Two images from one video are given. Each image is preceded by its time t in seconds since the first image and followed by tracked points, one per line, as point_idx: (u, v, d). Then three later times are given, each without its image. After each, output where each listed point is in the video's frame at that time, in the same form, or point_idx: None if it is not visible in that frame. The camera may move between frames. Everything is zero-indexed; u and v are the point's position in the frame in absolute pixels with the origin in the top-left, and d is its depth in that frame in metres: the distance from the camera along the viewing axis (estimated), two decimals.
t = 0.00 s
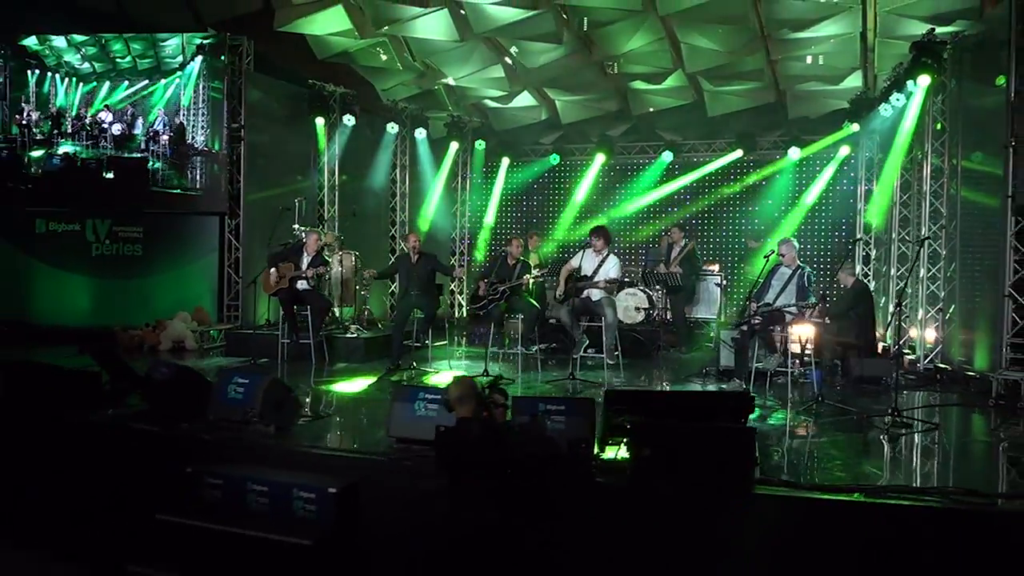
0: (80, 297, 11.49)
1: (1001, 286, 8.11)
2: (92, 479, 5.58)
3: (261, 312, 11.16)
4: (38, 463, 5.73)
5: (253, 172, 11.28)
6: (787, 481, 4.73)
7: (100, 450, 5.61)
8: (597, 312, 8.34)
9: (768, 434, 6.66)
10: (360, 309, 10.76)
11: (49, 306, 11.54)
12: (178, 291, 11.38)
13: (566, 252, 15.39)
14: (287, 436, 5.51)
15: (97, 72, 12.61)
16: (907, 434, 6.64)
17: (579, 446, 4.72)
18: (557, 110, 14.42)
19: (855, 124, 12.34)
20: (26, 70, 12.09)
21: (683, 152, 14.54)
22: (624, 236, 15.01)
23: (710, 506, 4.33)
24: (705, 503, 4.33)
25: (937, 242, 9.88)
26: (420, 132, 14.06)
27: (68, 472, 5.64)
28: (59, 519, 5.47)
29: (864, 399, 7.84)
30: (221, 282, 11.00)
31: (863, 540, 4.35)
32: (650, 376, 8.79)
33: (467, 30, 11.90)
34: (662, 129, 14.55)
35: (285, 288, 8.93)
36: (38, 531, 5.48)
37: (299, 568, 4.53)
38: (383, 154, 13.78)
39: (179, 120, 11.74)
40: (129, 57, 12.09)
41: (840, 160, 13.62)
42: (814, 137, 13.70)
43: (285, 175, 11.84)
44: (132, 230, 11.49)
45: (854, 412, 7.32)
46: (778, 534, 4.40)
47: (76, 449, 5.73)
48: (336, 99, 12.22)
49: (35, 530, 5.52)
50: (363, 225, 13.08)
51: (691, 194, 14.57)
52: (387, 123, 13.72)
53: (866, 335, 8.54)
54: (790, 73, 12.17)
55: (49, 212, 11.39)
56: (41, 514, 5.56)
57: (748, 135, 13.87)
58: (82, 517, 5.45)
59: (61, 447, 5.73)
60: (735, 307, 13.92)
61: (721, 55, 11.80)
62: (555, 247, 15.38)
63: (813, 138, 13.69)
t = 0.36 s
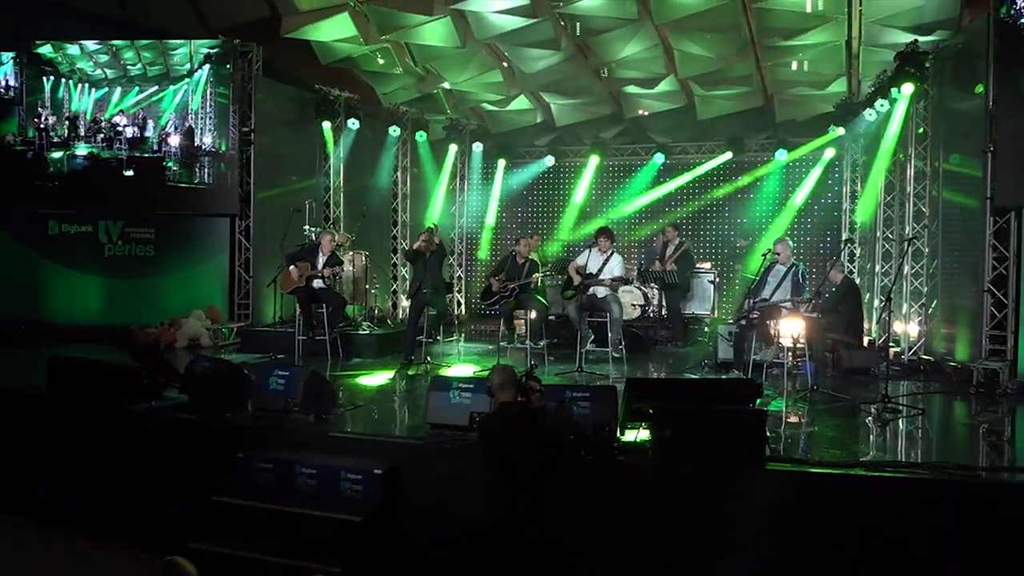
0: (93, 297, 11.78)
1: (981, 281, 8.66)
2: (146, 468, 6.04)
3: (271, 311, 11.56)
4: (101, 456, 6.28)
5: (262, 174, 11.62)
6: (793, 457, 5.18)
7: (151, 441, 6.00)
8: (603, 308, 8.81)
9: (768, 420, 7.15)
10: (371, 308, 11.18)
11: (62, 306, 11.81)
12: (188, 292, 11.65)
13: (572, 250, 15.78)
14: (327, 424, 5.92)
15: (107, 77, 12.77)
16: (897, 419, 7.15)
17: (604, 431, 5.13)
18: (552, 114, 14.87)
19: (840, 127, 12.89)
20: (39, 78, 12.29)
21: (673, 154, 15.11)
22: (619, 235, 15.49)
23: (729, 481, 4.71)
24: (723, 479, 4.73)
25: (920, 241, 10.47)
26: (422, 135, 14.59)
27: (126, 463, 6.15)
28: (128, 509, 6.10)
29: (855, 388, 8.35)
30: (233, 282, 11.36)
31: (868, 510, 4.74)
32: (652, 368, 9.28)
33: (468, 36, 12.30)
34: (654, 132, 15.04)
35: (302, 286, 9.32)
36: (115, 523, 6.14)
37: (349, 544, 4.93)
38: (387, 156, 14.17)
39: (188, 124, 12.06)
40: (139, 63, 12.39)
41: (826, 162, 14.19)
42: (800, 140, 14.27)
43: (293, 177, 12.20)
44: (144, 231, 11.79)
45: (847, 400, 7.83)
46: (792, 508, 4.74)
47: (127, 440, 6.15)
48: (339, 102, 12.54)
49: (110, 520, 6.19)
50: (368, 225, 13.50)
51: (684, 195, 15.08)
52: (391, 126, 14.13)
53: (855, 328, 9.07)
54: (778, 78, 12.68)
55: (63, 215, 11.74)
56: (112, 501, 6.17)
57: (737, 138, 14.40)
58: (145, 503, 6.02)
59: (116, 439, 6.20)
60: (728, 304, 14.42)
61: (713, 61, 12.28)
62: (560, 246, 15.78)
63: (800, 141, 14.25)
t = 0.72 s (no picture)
0: (102, 296, 12.09)
1: (955, 278, 9.26)
2: (184, 457, 6.43)
3: (277, 309, 11.94)
4: (137, 444, 6.65)
5: (270, 177, 12.00)
6: (789, 436, 5.69)
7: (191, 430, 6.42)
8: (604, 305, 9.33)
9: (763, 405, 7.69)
10: (376, 307, 11.49)
11: (72, 305, 12.11)
12: (198, 289, 12.03)
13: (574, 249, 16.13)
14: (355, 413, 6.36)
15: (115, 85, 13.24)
16: (880, 405, 7.72)
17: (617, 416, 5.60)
18: (544, 117, 15.33)
19: (822, 131, 13.47)
20: (47, 85, 12.41)
21: (663, 157, 15.61)
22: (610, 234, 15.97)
23: (733, 460, 5.18)
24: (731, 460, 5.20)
25: (899, 241, 11.05)
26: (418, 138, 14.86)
27: (164, 452, 6.53)
28: (165, 495, 6.42)
29: (840, 377, 8.91)
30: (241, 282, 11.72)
31: (859, 484, 5.23)
32: (647, 359, 9.82)
33: (467, 43, 12.74)
34: (643, 135, 15.55)
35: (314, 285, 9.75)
36: (150, 508, 6.44)
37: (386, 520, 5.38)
38: (386, 159, 14.51)
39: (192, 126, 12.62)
40: (145, 70, 13.02)
41: (808, 164, 14.78)
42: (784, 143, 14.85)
43: (298, 178, 12.59)
44: (152, 232, 12.13)
45: (833, 388, 8.37)
46: (789, 481, 5.27)
47: (166, 429, 6.54)
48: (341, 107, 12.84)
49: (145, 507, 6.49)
50: (367, 227, 13.91)
51: (673, 197, 15.59)
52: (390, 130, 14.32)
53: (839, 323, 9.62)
54: (763, 84, 13.24)
55: (74, 216, 12.01)
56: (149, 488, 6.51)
57: (723, 141, 14.99)
58: (182, 490, 6.38)
59: (153, 428, 6.58)
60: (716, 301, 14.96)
61: (702, 68, 12.81)
62: (560, 247, 16.18)
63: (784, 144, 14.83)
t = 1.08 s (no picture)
0: (111, 296, 12.51)
1: (929, 274, 9.85)
2: (214, 444, 6.91)
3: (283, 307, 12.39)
4: (167, 433, 7.07)
5: (273, 179, 12.40)
6: (777, 419, 6.23)
7: (220, 418, 6.88)
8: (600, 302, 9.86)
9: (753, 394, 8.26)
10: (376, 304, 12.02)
11: (81, 305, 12.54)
12: (204, 288, 12.46)
13: (573, 248, 16.64)
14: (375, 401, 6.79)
15: (122, 90, 12.91)
16: (859, 393, 8.30)
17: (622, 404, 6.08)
18: (535, 120, 15.80)
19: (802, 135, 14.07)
20: (61, 89, 12.72)
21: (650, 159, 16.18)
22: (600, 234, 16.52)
23: (724, 442, 5.58)
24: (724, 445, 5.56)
25: (876, 240, 11.68)
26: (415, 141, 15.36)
27: (194, 439, 7.00)
28: (196, 482, 6.91)
29: (821, 367, 9.51)
30: (247, 281, 12.15)
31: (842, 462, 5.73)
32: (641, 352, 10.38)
33: (462, 50, 13.19)
34: (631, 138, 16.11)
35: (323, 284, 10.19)
36: (183, 493, 6.91)
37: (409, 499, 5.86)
38: (384, 161, 14.98)
39: (195, 132, 12.52)
40: (150, 77, 12.65)
41: (790, 166, 15.40)
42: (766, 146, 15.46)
43: (299, 180, 13.01)
44: (160, 234, 12.59)
45: (815, 378, 8.96)
46: (777, 461, 5.74)
47: (196, 419, 6.99)
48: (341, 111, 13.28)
49: (177, 492, 6.95)
50: (367, 227, 14.38)
51: (660, 197, 16.17)
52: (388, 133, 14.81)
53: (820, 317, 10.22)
54: (747, 90, 13.81)
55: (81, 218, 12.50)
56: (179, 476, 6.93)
57: (708, 144, 15.57)
58: (213, 475, 6.85)
59: (184, 418, 7.04)
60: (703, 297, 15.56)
61: (687, 75, 13.36)
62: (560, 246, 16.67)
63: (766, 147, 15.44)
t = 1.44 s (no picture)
0: (122, 291, 12.95)
1: (904, 268, 10.46)
2: (239, 430, 7.36)
3: (290, 302, 12.86)
4: (195, 420, 7.53)
5: (278, 178, 12.84)
6: (765, 400, 6.78)
7: (246, 405, 7.35)
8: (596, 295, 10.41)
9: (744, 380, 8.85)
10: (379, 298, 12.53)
11: (93, 301, 12.97)
12: (212, 284, 12.88)
13: (569, 245, 17.19)
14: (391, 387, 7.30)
15: (132, 93, 13.13)
16: (840, 379, 8.90)
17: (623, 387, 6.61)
18: (528, 120, 16.32)
19: (785, 135, 14.67)
20: (73, 91, 13.02)
21: (640, 158, 16.74)
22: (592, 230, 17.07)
23: (716, 421, 6.13)
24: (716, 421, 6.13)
25: (856, 235, 12.32)
26: (414, 142, 15.88)
27: (220, 424, 7.45)
28: (225, 465, 7.38)
29: (804, 356, 10.11)
30: (255, 277, 12.60)
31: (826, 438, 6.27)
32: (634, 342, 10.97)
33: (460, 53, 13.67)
34: (621, 137, 16.65)
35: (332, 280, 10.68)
36: (212, 475, 7.39)
37: (428, 476, 6.36)
38: (384, 160, 15.47)
39: (199, 132, 12.79)
40: (156, 81, 12.94)
41: (774, 165, 16.00)
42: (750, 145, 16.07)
43: (303, 179, 13.46)
44: (170, 231, 12.99)
45: (798, 366, 9.56)
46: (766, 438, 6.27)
47: (221, 406, 7.45)
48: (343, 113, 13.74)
49: (206, 474, 7.43)
50: (366, 224, 14.88)
51: (651, 195, 16.72)
52: (386, 133, 15.32)
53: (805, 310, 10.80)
54: (733, 92, 14.38)
55: (92, 216, 12.94)
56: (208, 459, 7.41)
57: (695, 143, 16.16)
58: (241, 458, 7.32)
59: (210, 405, 7.49)
60: (692, 291, 16.19)
61: (676, 77, 13.90)
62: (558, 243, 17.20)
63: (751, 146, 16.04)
